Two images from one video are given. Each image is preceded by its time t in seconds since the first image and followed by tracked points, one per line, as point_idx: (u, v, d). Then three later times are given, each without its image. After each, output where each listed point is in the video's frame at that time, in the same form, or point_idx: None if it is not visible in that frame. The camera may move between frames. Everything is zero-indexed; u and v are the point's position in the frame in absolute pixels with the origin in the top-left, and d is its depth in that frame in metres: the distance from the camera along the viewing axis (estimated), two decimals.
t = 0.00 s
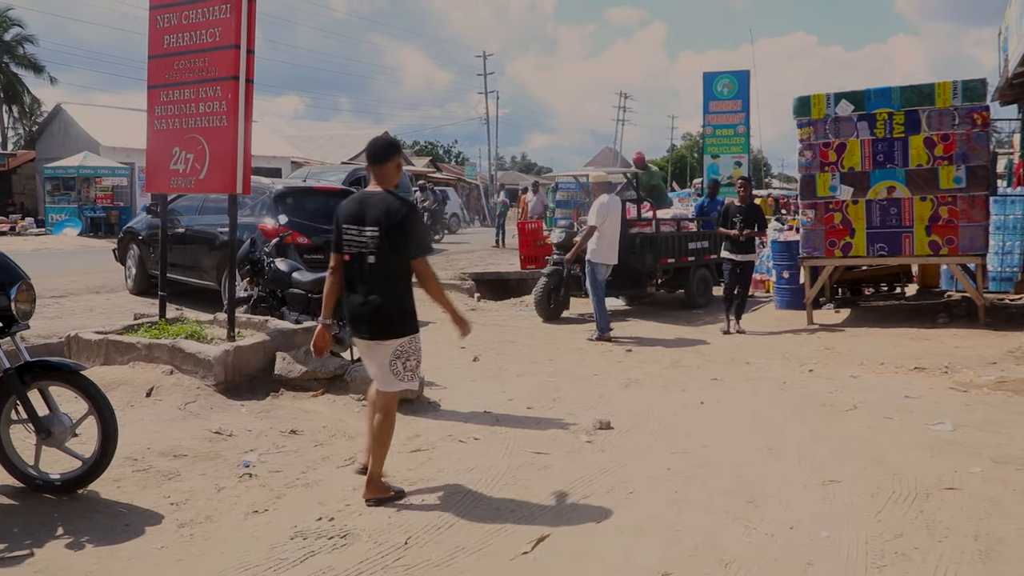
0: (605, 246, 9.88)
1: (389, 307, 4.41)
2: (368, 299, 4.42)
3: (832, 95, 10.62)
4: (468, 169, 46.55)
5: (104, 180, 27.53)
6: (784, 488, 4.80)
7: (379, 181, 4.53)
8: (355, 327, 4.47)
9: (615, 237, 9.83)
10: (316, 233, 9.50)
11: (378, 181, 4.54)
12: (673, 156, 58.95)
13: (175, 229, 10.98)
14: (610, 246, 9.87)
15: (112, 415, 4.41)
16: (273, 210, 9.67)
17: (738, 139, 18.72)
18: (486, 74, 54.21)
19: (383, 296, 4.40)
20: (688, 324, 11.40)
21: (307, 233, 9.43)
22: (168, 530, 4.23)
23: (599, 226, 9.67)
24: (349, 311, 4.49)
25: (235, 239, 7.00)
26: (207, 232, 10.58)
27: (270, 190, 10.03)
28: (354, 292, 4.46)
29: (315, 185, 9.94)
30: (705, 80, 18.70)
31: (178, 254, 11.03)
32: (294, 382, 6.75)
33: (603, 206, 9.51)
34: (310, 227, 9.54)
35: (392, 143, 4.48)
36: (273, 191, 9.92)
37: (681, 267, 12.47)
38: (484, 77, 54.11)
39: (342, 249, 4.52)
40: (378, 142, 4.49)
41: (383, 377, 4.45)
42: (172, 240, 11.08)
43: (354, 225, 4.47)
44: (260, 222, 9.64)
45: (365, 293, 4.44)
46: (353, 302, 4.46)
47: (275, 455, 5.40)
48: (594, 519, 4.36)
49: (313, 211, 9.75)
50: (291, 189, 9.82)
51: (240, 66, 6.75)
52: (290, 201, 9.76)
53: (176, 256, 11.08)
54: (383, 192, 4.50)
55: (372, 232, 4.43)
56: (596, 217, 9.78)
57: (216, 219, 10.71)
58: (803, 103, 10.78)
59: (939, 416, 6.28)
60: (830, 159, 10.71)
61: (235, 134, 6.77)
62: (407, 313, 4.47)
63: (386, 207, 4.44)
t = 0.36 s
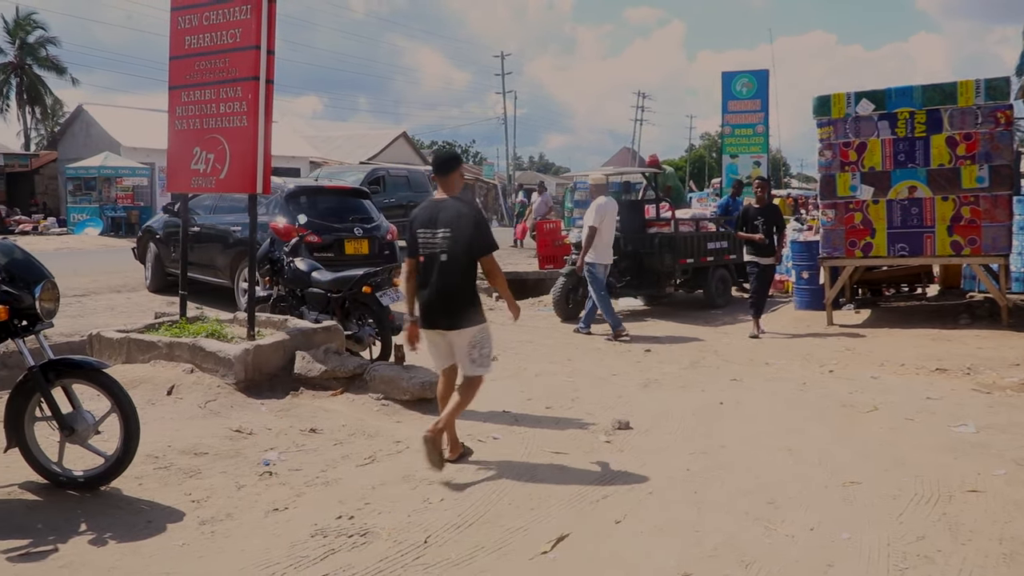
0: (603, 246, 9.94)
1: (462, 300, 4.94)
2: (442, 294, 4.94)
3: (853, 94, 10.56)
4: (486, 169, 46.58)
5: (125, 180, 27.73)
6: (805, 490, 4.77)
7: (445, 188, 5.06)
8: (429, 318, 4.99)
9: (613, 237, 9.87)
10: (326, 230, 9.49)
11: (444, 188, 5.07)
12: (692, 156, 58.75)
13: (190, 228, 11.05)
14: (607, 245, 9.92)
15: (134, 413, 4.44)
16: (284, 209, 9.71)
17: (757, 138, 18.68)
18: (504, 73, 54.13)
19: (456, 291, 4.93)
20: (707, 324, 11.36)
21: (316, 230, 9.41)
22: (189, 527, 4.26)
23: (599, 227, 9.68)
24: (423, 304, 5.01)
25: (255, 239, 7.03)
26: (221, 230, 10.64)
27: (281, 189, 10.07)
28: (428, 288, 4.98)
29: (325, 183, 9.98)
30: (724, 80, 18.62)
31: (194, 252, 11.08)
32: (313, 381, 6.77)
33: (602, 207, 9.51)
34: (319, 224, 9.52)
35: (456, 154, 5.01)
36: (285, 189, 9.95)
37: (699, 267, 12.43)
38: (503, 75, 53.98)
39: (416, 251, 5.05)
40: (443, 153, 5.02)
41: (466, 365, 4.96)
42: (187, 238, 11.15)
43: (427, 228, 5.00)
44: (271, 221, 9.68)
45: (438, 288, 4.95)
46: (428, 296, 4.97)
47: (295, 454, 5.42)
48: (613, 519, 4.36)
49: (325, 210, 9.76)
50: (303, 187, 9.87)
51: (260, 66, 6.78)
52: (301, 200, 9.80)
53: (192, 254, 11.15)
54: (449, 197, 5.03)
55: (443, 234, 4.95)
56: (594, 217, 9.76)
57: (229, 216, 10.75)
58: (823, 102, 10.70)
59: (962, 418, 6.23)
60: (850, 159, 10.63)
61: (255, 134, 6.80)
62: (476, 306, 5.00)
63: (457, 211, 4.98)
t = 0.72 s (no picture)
0: (610, 242, 10.12)
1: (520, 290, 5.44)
2: (502, 286, 5.45)
3: (876, 89, 10.46)
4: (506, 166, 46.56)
5: (148, 178, 27.93)
6: (830, 487, 4.73)
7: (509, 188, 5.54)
8: (486, 306, 5.47)
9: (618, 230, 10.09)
10: (343, 227, 9.52)
11: (508, 189, 5.56)
12: (713, 152, 58.45)
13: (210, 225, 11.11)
14: (614, 240, 10.13)
15: (160, 410, 4.48)
16: (301, 207, 9.74)
17: (779, 134, 18.56)
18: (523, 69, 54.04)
19: (515, 281, 5.44)
20: (729, 321, 11.31)
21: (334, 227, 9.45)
22: (215, 523, 4.29)
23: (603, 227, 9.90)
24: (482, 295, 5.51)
25: (278, 237, 7.05)
26: (240, 228, 10.68)
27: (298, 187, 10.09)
28: (488, 278, 5.46)
29: (341, 181, 10.01)
30: (745, 75, 18.50)
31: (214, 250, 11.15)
32: (336, 377, 6.80)
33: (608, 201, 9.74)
34: (336, 222, 9.55)
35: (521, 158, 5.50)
36: (302, 186, 9.97)
37: (721, 263, 12.37)
38: (522, 72, 53.86)
39: (478, 245, 5.52)
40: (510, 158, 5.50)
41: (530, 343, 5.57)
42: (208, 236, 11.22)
43: (489, 225, 5.48)
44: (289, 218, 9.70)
45: (500, 279, 5.45)
46: (487, 284, 5.46)
47: (319, 450, 5.44)
48: (637, 516, 4.34)
49: (343, 207, 9.80)
50: (320, 186, 9.91)
51: (282, 64, 6.81)
52: (319, 198, 9.84)
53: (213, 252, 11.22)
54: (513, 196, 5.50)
55: (505, 230, 5.43)
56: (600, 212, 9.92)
57: (248, 213, 10.79)
58: (846, 96, 10.61)
59: (988, 415, 6.16)
60: (874, 154, 10.54)
61: (278, 132, 6.83)
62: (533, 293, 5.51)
63: (519, 208, 5.44)
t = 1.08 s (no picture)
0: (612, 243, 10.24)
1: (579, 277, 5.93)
2: (564, 273, 5.94)
3: (903, 86, 10.35)
4: (528, 165, 46.53)
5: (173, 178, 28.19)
6: (857, 489, 4.68)
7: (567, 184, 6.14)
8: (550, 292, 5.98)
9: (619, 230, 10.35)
10: (365, 227, 9.54)
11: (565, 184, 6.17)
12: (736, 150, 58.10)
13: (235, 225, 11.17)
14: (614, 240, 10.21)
15: (187, 408, 4.50)
16: (324, 206, 9.77)
17: (804, 132, 18.42)
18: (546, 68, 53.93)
19: (576, 268, 5.93)
20: (753, 321, 11.24)
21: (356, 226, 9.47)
22: (241, 521, 4.31)
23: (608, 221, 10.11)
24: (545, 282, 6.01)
25: (302, 236, 7.07)
26: (264, 227, 10.73)
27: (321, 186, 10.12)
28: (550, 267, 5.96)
29: (363, 181, 10.04)
30: (769, 73, 18.35)
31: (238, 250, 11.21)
32: (360, 376, 6.82)
33: (607, 203, 9.94)
34: (358, 221, 9.57)
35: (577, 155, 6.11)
36: (325, 186, 10.01)
37: (745, 262, 12.29)
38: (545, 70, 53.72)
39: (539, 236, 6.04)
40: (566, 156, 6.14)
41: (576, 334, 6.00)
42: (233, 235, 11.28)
43: (550, 217, 5.99)
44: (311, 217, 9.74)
45: (560, 267, 5.95)
46: (549, 273, 5.97)
47: (343, 449, 5.46)
48: (663, 516, 4.32)
49: (366, 207, 9.83)
50: (343, 185, 9.94)
51: (307, 64, 6.83)
52: (341, 198, 9.87)
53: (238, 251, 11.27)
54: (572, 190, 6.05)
55: (565, 221, 5.94)
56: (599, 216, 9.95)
57: (272, 213, 10.84)
58: (872, 94, 10.54)
59: (1019, 417, 6.07)
60: (901, 152, 10.43)
61: (303, 132, 6.86)
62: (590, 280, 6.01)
63: (577, 201, 5.97)
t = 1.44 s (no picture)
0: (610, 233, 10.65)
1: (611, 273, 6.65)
2: (598, 268, 6.66)
3: (926, 82, 10.27)
4: (546, 163, 46.43)
5: (193, 177, 28.37)
6: (881, 487, 4.64)
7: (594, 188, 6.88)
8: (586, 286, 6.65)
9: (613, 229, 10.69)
10: (385, 225, 9.55)
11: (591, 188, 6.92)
12: (754, 147, 57.76)
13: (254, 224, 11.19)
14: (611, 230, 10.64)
15: (208, 406, 4.52)
16: (344, 205, 9.79)
17: (824, 129, 18.28)
18: (563, 65, 53.77)
19: (608, 265, 6.65)
20: (774, 318, 11.18)
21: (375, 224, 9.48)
22: (262, 518, 4.33)
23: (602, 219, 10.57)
24: (579, 278, 6.71)
25: (322, 234, 7.08)
26: (284, 226, 10.77)
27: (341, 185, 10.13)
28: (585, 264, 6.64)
29: (383, 179, 10.06)
30: (789, 70, 18.20)
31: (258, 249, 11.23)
32: (380, 374, 6.83)
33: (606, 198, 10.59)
34: (378, 220, 9.59)
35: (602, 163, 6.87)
36: (345, 184, 10.03)
37: (765, 260, 12.22)
38: (563, 68, 53.54)
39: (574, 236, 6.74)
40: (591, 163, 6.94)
41: (611, 325, 6.69)
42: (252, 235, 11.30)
43: (584, 218, 6.69)
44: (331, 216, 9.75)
45: (593, 265, 6.67)
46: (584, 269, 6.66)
47: (364, 447, 5.47)
48: (684, 514, 4.29)
49: (386, 205, 9.83)
50: (363, 183, 9.96)
51: (326, 63, 6.84)
52: (362, 196, 9.89)
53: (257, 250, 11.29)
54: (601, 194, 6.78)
55: (598, 222, 6.65)
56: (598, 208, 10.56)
57: (292, 212, 10.87)
58: (894, 90, 10.47)
59: None
60: (923, 148, 10.33)
61: (322, 130, 6.87)
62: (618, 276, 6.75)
63: (607, 204, 6.70)
